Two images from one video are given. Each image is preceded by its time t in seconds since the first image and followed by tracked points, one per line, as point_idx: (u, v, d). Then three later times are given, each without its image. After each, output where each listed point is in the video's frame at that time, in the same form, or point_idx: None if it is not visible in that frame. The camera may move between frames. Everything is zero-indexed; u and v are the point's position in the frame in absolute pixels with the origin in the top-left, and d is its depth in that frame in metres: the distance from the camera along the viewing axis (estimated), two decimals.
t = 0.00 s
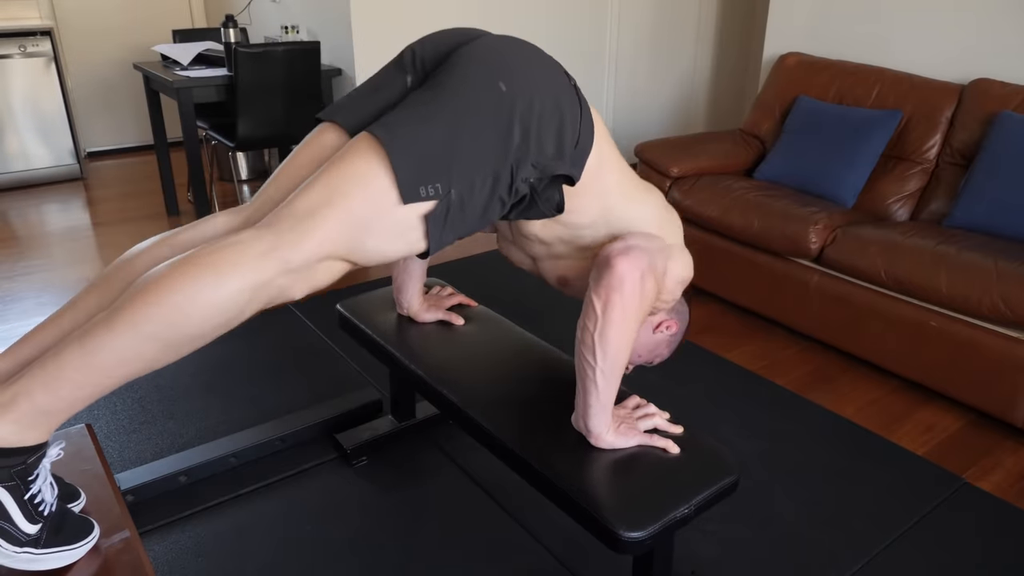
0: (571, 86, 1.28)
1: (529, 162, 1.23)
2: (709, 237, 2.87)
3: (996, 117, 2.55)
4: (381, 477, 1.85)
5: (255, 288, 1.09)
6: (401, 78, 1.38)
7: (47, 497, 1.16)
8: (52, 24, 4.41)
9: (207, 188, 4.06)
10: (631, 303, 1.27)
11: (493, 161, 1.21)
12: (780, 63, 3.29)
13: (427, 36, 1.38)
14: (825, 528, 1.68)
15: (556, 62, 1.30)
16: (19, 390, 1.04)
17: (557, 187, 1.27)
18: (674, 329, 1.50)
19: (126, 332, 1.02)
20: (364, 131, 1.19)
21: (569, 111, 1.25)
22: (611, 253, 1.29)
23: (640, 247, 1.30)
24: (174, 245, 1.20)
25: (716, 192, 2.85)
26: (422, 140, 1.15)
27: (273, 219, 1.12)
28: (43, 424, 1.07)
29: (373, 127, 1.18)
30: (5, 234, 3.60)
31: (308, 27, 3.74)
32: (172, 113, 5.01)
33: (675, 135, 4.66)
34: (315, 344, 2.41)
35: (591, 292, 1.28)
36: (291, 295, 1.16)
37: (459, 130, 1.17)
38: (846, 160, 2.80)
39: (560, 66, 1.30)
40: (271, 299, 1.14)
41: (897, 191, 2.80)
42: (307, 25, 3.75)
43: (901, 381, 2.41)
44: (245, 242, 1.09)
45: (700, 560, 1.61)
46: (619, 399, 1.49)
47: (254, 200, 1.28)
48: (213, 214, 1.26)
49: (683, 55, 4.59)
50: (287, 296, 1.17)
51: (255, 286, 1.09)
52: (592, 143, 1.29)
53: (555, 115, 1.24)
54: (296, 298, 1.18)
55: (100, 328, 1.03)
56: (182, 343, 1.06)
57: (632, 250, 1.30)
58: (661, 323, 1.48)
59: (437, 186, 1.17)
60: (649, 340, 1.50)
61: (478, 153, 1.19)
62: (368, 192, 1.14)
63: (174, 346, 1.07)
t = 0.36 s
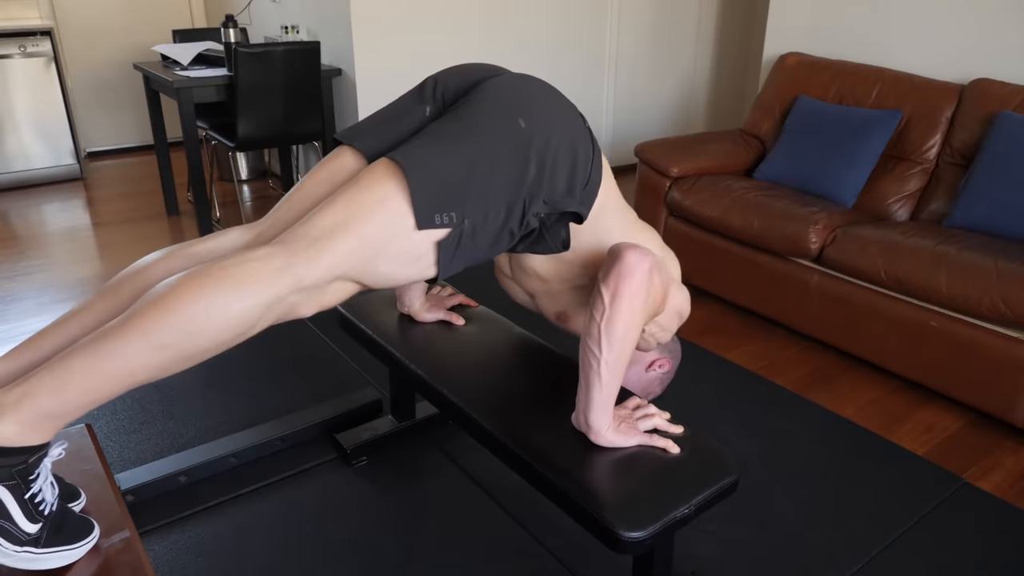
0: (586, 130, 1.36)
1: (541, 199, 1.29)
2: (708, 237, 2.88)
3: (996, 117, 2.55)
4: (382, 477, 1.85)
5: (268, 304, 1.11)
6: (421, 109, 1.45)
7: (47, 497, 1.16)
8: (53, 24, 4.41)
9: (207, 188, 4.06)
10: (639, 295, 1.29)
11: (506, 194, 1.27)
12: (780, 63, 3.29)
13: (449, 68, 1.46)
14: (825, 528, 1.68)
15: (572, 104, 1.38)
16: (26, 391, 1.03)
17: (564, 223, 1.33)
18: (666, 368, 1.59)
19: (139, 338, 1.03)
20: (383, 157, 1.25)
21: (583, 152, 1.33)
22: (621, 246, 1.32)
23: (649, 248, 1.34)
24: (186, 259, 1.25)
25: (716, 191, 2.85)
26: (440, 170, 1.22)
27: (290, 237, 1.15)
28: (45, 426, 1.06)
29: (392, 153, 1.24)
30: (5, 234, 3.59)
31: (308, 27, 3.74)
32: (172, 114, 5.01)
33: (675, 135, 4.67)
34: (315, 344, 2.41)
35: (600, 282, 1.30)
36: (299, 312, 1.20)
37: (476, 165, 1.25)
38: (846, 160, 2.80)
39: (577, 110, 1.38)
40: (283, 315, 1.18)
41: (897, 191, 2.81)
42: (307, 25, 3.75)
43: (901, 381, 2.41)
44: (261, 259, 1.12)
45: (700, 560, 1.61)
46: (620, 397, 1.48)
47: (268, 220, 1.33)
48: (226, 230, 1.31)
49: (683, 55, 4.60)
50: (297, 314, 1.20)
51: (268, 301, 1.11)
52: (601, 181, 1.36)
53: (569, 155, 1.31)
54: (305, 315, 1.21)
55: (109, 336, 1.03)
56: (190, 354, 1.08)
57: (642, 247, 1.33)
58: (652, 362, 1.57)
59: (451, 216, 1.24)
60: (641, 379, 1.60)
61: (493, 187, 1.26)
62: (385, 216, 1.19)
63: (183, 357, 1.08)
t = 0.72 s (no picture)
0: (593, 153, 1.39)
1: (547, 218, 1.30)
2: (709, 237, 2.88)
3: (996, 117, 2.56)
4: (382, 476, 1.85)
5: (273, 314, 1.11)
6: (430, 125, 1.46)
7: (48, 496, 1.16)
8: (53, 23, 4.40)
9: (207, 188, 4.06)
10: (644, 291, 1.30)
11: (513, 212, 1.28)
12: (780, 63, 3.29)
13: (459, 88, 1.48)
14: (825, 528, 1.68)
15: (581, 128, 1.40)
16: (28, 393, 1.03)
17: (569, 243, 1.33)
18: (661, 389, 1.65)
19: (143, 345, 1.03)
20: (393, 172, 1.26)
21: (589, 174, 1.35)
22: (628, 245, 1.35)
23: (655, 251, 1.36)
24: (194, 264, 1.27)
25: (716, 191, 2.85)
26: (449, 185, 1.23)
27: (299, 248, 1.16)
28: (47, 428, 1.06)
29: (403, 169, 1.25)
30: (5, 233, 3.59)
31: (308, 27, 3.74)
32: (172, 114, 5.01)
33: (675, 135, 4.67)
34: (315, 344, 2.41)
35: (607, 277, 1.31)
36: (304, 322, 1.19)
37: (485, 181, 1.26)
38: (846, 160, 2.80)
39: (585, 134, 1.41)
40: (286, 326, 1.17)
41: (897, 191, 2.81)
42: (307, 25, 3.75)
43: (901, 381, 2.41)
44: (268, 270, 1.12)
45: (700, 560, 1.61)
46: (620, 397, 1.48)
47: (275, 230, 1.34)
48: (234, 239, 1.33)
49: (683, 55, 4.60)
50: (302, 325, 1.19)
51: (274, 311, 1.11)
52: (605, 202, 1.39)
53: (576, 176, 1.33)
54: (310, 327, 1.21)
55: (115, 341, 1.03)
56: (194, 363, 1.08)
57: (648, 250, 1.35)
58: (648, 384, 1.63)
59: (459, 231, 1.24)
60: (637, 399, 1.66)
61: (500, 203, 1.27)
62: (393, 230, 1.20)
63: (186, 365, 1.08)
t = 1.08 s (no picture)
0: (591, 155, 1.39)
1: (545, 220, 1.31)
2: (709, 237, 2.87)
3: (996, 117, 2.56)
4: (381, 476, 1.85)
5: (271, 316, 1.11)
6: (429, 128, 1.45)
7: (47, 496, 1.16)
8: (52, 23, 4.40)
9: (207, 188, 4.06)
10: (646, 291, 1.30)
11: (512, 214, 1.28)
12: (780, 63, 3.29)
13: (458, 91, 1.48)
14: (825, 528, 1.68)
15: (579, 131, 1.40)
16: (26, 394, 1.03)
17: (568, 245, 1.33)
18: (661, 391, 1.67)
19: (139, 346, 1.02)
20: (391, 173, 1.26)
21: (588, 177, 1.35)
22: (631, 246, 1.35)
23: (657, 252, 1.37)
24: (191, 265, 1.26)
25: (716, 192, 2.85)
26: (449, 187, 1.23)
27: (297, 250, 1.16)
28: (44, 429, 1.06)
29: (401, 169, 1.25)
30: (5, 233, 3.59)
31: (308, 27, 3.74)
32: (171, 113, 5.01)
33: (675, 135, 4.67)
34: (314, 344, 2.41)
35: (608, 276, 1.32)
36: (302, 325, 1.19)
37: (484, 183, 1.26)
38: (846, 160, 2.80)
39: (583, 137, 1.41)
40: (284, 327, 1.17)
41: (897, 191, 2.81)
42: (307, 25, 3.75)
43: (901, 381, 2.41)
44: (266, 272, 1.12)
45: (700, 560, 1.61)
46: (620, 398, 1.48)
47: (274, 233, 1.34)
48: (230, 241, 1.32)
49: (683, 55, 4.60)
50: (299, 326, 1.19)
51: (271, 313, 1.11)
52: (603, 204, 1.39)
53: (575, 179, 1.33)
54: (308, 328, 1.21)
55: (113, 343, 1.03)
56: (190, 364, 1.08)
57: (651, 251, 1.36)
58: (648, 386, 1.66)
59: (457, 233, 1.24)
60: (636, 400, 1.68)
61: (499, 206, 1.27)
62: (392, 231, 1.20)
63: (185, 367, 1.08)
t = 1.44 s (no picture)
0: (557, 61, 1.22)
1: (513, 137, 1.17)
2: (709, 237, 2.87)
3: (996, 117, 2.55)
4: (382, 476, 1.85)
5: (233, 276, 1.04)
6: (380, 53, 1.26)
7: (41, 500, 1.16)
8: (53, 23, 4.40)
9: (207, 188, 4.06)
10: (632, 307, 1.24)
11: (477, 135, 1.15)
12: (780, 63, 3.29)
13: (411, 10, 1.27)
14: (825, 528, 1.68)
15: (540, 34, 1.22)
16: None
17: (543, 161, 1.22)
18: (674, 308, 1.49)
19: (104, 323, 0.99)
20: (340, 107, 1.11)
21: (555, 86, 1.19)
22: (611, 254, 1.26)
23: (642, 248, 1.27)
24: (157, 232, 1.17)
25: (716, 192, 2.85)
26: (401, 112, 1.08)
27: (249, 199, 1.06)
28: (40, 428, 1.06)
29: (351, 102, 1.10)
30: (5, 233, 3.59)
31: (308, 27, 3.74)
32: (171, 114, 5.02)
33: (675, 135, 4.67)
34: (314, 345, 2.41)
35: (591, 296, 1.25)
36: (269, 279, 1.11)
37: (440, 105, 1.10)
38: (847, 160, 2.80)
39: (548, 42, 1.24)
40: (251, 285, 1.09)
41: (897, 191, 2.81)
42: (307, 25, 3.75)
43: (901, 381, 2.41)
44: (220, 227, 1.04)
45: (700, 560, 1.61)
46: (619, 399, 1.49)
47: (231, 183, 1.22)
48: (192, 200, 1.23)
49: (683, 55, 4.60)
50: (267, 281, 1.11)
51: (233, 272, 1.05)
52: (575, 117, 1.24)
53: (541, 90, 1.18)
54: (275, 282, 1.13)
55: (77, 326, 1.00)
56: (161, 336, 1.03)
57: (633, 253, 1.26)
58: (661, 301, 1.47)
59: (417, 161, 1.10)
60: (649, 320, 1.49)
61: (460, 129, 1.13)
62: (347, 165, 1.07)
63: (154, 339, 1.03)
